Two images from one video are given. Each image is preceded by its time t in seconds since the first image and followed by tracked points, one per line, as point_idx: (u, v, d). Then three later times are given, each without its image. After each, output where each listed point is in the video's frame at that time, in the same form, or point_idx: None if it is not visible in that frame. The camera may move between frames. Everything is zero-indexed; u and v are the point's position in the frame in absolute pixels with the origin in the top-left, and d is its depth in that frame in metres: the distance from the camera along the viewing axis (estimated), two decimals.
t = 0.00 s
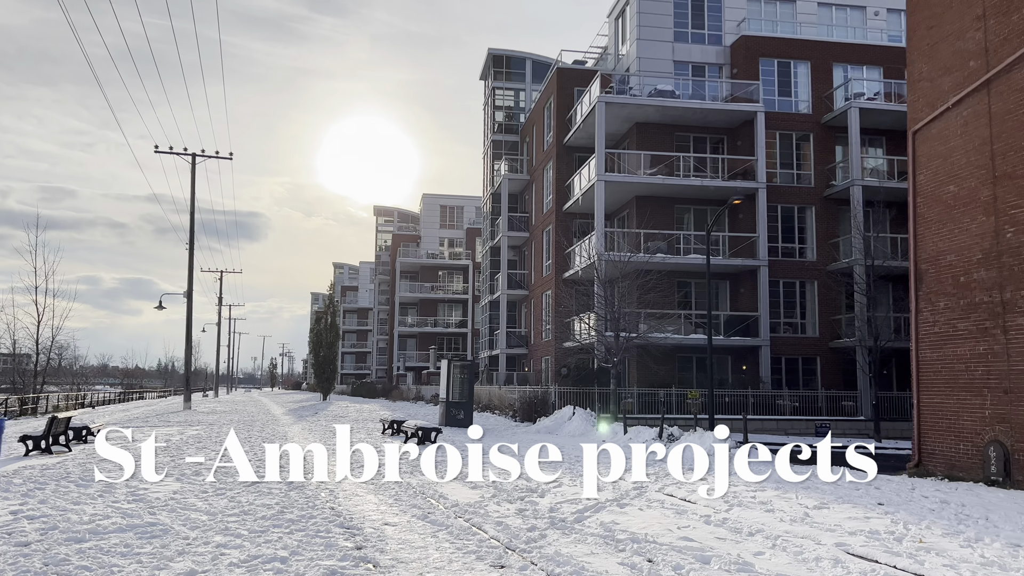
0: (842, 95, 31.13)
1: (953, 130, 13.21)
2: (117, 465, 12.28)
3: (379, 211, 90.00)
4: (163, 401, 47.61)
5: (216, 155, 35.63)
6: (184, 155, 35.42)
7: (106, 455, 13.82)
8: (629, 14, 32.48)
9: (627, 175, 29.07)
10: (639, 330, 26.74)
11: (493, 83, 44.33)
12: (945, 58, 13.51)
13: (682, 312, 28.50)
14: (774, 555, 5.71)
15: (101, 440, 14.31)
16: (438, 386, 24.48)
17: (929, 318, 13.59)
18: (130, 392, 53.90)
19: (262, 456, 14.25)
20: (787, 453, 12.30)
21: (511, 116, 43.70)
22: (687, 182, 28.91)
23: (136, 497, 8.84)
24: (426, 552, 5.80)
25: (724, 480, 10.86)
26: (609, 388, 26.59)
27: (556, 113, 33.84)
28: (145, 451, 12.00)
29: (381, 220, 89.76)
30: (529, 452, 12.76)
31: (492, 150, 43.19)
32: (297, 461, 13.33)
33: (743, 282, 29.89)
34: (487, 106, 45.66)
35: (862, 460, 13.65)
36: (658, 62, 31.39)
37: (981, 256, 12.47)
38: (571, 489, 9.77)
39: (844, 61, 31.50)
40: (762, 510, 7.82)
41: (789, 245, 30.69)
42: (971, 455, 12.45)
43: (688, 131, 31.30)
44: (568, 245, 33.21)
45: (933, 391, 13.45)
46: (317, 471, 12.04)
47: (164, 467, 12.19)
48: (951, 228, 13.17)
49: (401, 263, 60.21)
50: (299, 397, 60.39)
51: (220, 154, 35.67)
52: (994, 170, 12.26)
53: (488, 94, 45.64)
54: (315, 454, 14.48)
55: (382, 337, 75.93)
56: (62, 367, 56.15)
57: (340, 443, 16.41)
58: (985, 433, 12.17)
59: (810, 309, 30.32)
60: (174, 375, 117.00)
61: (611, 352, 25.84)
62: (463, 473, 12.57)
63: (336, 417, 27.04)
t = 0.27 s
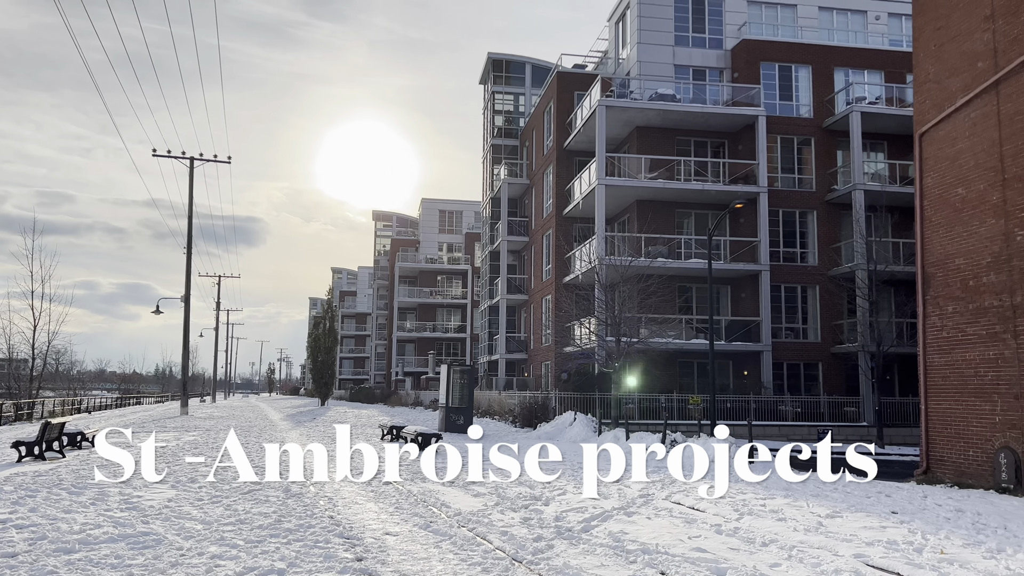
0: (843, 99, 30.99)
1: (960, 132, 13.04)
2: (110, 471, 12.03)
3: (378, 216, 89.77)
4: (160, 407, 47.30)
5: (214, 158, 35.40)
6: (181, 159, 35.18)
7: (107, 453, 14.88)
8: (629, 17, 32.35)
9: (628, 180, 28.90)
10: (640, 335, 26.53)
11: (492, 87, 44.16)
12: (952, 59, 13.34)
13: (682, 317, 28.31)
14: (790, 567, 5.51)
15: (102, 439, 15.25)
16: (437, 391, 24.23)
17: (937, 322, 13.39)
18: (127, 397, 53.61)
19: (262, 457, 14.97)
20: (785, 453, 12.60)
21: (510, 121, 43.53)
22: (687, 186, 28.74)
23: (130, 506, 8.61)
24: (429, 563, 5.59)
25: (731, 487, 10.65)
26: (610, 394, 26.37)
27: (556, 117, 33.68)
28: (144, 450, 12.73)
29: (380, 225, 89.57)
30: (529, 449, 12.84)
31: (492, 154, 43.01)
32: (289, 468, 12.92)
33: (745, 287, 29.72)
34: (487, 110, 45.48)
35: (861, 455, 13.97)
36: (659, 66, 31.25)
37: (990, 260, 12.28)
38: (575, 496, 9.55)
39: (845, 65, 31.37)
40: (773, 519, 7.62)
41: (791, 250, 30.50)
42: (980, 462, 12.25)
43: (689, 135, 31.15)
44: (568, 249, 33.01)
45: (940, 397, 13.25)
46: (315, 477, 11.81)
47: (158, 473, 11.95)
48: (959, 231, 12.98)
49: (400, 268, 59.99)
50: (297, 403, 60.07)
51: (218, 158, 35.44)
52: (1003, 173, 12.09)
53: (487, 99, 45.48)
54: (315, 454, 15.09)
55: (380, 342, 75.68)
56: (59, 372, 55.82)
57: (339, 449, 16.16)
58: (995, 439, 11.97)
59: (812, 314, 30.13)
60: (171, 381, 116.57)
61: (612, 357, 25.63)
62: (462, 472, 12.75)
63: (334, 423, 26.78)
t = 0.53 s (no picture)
0: (844, 104, 30.87)
1: (967, 136, 12.87)
2: (103, 480, 11.78)
3: (376, 221, 89.56)
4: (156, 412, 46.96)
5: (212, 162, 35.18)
6: (179, 163, 34.95)
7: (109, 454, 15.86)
8: (629, 22, 32.25)
9: (627, 184, 28.74)
10: (640, 341, 26.32)
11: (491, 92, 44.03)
12: (959, 62, 13.19)
13: (683, 322, 28.11)
14: None
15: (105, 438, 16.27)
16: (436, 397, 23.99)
17: (943, 328, 13.20)
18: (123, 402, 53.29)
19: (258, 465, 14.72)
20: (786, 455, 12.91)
21: (509, 125, 43.38)
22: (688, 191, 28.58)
23: (122, 516, 8.37)
24: None
25: (738, 495, 10.45)
26: (610, 400, 26.15)
27: (555, 121, 33.54)
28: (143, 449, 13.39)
29: (378, 231, 89.40)
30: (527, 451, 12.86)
31: (491, 159, 42.85)
32: (282, 478, 12.55)
33: (745, 292, 29.57)
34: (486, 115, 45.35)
35: (861, 454, 14.43)
36: (659, 70, 31.14)
37: (999, 265, 12.09)
38: (579, 506, 9.34)
39: (846, 70, 31.27)
40: (784, 531, 7.41)
41: (792, 255, 30.34)
42: (988, 470, 12.04)
43: (689, 140, 31.02)
44: (568, 255, 32.82)
45: (947, 404, 13.04)
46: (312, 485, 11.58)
47: (152, 481, 11.71)
48: (966, 236, 12.80)
49: (398, 273, 59.79)
50: (294, 408, 59.76)
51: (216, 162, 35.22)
52: (1011, 177, 11.92)
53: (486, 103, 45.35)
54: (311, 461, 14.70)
55: (378, 348, 75.42)
56: (54, 377, 55.47)
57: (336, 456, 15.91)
58: (1004, 447, 11.76)
59: (813, 319, 29.96)
60: (168, 387, 116.12)
61: (612, 363, 25.40)
62: (463, 477, 12.95)
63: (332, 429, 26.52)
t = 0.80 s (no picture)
0: (844, 110, 30.72)
1: (976, 138, 12.66)
2: (92, 489, 11.46)
3: (374, 228, 89.29)
4: (150, 420, 46.51)
5: (208, 168, 34.91)
6: (174, 168, 34.67)
7: (107, 460, 16.66)
8: (628, 27, 32.09)
9: (626, 190, 28.52)
10: (640, 348, 26.09)
11: (489, 98, 43.82)
12: (966, 64, 12.98)
13: (682, 329, 27.87)
14: None
15: (105, 441, 17.14)
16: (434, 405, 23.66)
17: (952, 334, 12.96)
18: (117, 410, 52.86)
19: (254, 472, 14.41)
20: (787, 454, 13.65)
21: (507, 131, 43.16)
22: (687, 197, 28.38)
23: (109, 527, 8.07)
24: None
25: (745, 504, 10.18)
26: (609, 408, 25.88)
27: (554, 127, 33.35)
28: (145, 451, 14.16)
29: (375, 237, 89.11)
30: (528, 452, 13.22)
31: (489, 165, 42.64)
32: (275, 485, 12.25)
33: (745, 299, 29.38)
34: (484, 120, 45.13)
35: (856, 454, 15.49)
36: (658, 76, 30.97)
37: (1008, 269, 11.87)
38: (582, 515, 9.07)
39: (846, 75, 31.12)
40: (797, 543, 7.15)
41: (792, 261, 30.12)
42: (999, 479, 11.78)
43: (688, 146, 30.84)
44: (566, 261, 32.58)
45: (956, 412, 12.79)
46: (307, 492, 11.28)
47: (141, 489, 11.41)
48: (975, 239, 12.58)
49: (395, 280, 59.49)
50: (290, 416, 59.35)
51: (211, 168, 34.95)
52: (1021, 179, 11.69)
53: (484, 109, 45.14)
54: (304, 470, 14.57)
55: (375, 355, 75.07)
56: (48, 384, 55.03)
57: (333, 464, 15.59)
58: (1015, 454, 11.50)
59: (813, 326, 29.74)
60: (163, 394, 115.47)
61: (611, 370, 25.15)
62: (461, 484, 12.68)
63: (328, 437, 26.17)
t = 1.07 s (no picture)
0: (843, 115, 30.60)
1: (982, 141, 12.48)
2: (81, 500, 11.18)
3: (370, 234, 89.05)
4: (145, 428, 46.14)
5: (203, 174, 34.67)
6: (170, 174, 34.42)
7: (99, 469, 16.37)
8: (627, 32, 31.97)
9: (625, 196, 28.34)
10: (640, 354, 25.88)
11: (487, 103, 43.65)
12: (971, 67, 12.81)
13: (682, 336, 27.66)
14: None
15: (103, 438, 17.32)
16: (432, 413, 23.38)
17: (958, 340, 12.75)
18: (111, 418, 52.43)
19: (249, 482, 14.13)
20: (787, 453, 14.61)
21: (505, 137, 43.00)
22: (687, 203, 28.20)
23: (98, 541, 7.81)
24: None
25: (751, 515, 9.96)
26: (609, 416, 25.63)
27: (552, 132, 33.19)
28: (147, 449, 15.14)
29: (372, 243, 88.83)
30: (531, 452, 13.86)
31: (486, 171, 42.46)
32: (270, 495, 11.99)
33: (745, 305, 29.20)
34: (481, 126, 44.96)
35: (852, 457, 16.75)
36: (657, 81, 30.83)
37: (1017, 275, 11.67)
38: (585, 527, 8.83)
39: (845, 81, 31.02)
40: (809, 557, 6.92)
41: (792, 267, 29.95)
42: (1009, 489, 11.56)
43: (687, 151, 30.70)
44: (565, 268, 32.38)
45: (963, 420, 12.57)
46: (303, 503, 11.02)
47: (133, 501, 11.13)
48: (982, 244, 12.38)
49: (392, 286, 59.21)
50: (285, 423, 58.96)
51: (207, 174, 34.70)
52: None
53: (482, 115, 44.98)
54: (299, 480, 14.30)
55: (371, 362, 74.74)
56: (42, 392, 54.61)
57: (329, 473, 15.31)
58: None
59: (813, 332, 29.55)
60: (158, 401, 114.80)
61: (611, 377, 24.92)
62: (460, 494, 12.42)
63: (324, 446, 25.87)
